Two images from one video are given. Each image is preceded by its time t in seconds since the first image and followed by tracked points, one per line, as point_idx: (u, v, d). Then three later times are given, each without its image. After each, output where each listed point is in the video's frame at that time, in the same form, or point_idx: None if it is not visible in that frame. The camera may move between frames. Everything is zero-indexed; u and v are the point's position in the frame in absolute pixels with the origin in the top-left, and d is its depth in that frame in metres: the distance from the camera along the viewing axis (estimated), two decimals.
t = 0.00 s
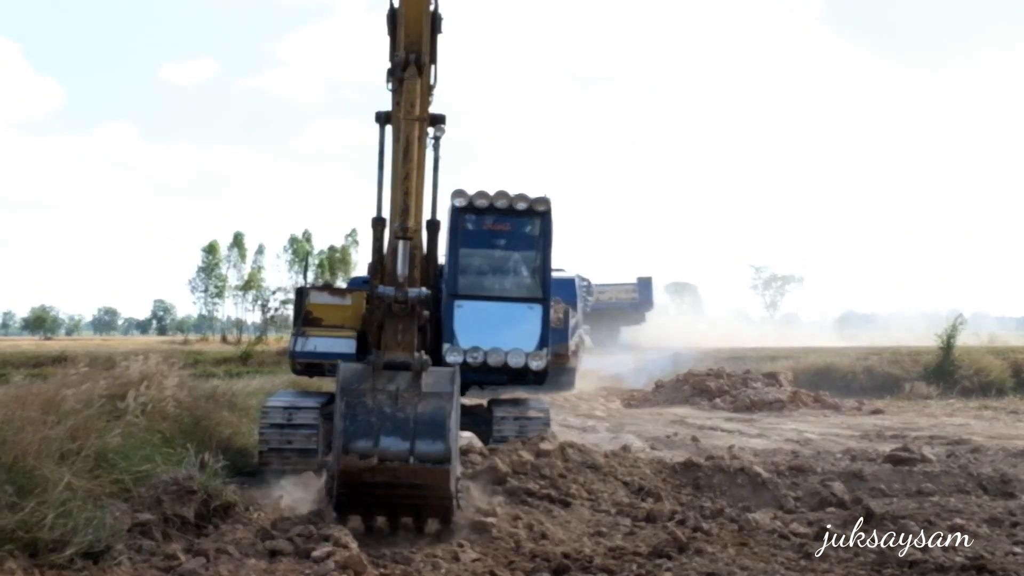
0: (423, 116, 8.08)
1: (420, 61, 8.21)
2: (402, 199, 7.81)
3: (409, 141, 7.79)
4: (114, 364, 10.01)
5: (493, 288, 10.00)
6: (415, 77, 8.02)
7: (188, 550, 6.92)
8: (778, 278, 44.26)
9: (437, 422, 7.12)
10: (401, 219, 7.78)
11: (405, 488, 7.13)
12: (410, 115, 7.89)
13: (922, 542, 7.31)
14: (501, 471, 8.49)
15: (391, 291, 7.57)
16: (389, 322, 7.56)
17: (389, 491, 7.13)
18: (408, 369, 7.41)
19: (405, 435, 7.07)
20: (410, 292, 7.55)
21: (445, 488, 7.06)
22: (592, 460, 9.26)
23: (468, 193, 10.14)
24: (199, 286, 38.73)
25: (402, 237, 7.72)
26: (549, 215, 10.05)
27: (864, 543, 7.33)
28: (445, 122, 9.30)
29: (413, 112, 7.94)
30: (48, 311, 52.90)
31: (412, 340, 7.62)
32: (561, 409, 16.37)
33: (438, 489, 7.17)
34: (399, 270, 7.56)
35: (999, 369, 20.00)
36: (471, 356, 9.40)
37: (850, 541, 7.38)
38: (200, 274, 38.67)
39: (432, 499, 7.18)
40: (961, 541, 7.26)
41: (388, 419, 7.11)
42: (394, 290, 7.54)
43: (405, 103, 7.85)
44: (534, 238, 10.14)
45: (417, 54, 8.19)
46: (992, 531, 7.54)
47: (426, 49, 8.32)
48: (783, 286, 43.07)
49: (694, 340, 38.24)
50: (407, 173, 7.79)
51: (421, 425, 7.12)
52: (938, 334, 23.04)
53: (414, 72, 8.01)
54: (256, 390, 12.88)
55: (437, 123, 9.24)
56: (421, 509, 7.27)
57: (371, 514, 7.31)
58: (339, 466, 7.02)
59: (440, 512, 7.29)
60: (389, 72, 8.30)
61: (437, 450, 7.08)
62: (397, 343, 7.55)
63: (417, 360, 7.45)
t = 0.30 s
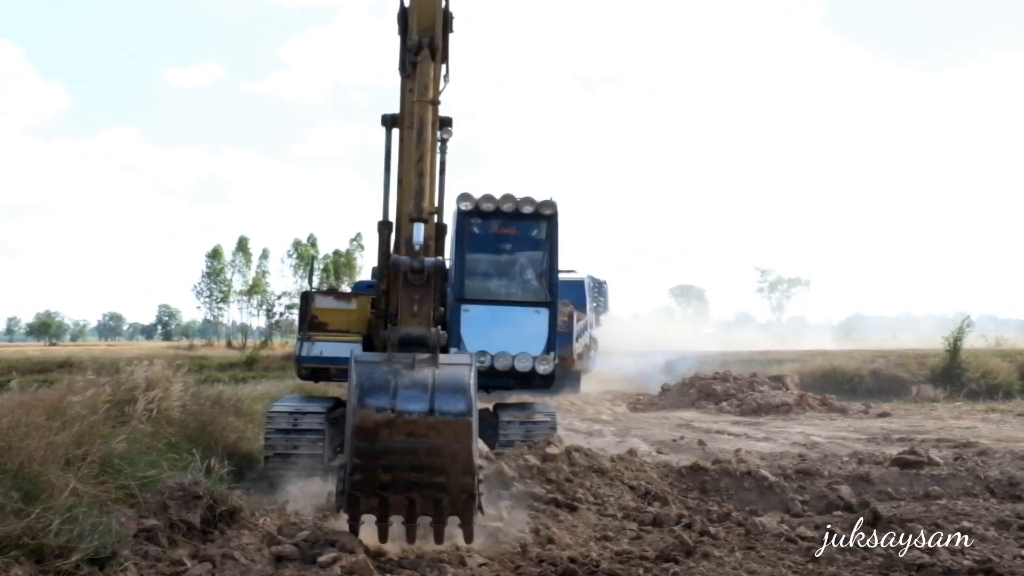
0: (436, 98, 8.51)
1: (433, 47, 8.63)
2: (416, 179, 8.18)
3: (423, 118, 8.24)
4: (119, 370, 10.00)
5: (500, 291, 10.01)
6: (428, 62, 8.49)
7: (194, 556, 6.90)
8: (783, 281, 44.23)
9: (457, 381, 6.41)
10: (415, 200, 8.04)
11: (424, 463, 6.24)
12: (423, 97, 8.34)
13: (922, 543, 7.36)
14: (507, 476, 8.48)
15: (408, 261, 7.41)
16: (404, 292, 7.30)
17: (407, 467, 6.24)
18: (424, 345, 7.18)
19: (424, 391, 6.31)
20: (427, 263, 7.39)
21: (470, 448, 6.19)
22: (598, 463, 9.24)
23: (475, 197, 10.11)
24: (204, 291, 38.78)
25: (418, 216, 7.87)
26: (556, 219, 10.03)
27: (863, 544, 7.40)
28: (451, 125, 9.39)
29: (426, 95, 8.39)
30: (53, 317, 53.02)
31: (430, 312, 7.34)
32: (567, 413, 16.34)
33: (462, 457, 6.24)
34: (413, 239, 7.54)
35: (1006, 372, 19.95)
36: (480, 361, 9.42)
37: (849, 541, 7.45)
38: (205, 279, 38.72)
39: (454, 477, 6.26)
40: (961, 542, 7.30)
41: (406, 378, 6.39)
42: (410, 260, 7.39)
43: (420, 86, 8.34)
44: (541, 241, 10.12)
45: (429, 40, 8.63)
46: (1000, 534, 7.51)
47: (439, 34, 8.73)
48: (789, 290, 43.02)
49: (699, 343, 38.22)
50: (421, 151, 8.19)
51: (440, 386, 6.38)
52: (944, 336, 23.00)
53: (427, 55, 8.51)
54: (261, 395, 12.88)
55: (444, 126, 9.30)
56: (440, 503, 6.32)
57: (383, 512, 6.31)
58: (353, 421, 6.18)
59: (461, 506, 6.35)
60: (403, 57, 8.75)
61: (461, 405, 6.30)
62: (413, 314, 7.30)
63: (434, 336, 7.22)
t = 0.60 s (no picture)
0: (434, 81, 8.92)
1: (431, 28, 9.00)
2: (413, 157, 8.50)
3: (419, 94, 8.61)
4: (115, 373, 9.91)
5: (500, 292, 9.94)
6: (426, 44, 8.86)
7: (190, 560, 6.80)
8: (786, 283, 44.08)
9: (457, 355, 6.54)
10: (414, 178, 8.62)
11: (424, 432, 6.18)
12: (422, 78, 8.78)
13: (923, 543, 7.32)
14: (507, 479, 8.40)
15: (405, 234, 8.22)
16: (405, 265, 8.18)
17: (405, 437, 6.15)
18: (421, 318, 8.02)
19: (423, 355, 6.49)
20: (424, 236, 8.23)
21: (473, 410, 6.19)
22: (599, 466, 9.13)
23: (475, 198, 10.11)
24: (203, 293, 38.70)
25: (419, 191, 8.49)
26: (557, 219, 9.94)
27: (864, 544, 7.36)
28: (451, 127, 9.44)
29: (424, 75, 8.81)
30: (52, 319, 52.93)
31: (426, 286, 8.20)
32: (568, 415, 16.24)
33: (463, 423, 6.21)
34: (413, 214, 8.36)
35: (1011, 374, 19.82)
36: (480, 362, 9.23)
37: (849, 542, 7.42)
38: (204, 281, 38.63)
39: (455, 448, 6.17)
40: (962, 544, 7.24)
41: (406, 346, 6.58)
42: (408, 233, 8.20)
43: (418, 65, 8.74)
44: (541, 242, 10.02)
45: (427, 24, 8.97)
46: (1005, 538, 7.41)
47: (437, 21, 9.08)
48: (791, 292, 42.90)
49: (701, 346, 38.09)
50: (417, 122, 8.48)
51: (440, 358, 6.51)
52: (949, 338, 22.88)
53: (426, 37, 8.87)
54: (260, 397, 12.77)
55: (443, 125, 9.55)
56: (440, 480, 6.12)
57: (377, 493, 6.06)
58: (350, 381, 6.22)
59: (461, 486, 6.15)
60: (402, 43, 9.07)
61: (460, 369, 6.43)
62: (413, 288, 8.18)
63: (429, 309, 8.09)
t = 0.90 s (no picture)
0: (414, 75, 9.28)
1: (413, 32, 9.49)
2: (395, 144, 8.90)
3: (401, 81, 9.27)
4: (108, 374, 9.90)
5: (492, 293, 9.96)
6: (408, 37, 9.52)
7: (185, 561, 6.81)
8: (781, 284, 44.13)
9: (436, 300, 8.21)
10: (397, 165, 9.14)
11: (404, 370, 8.08)
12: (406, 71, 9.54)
13: (922, 543, 7.32)
14: (501, 479, 8.41)
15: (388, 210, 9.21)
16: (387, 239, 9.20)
17: (389, 375, 8.09)
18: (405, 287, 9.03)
19: (409, 297, 8.17)
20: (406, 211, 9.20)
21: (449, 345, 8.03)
22: (593, 467, 9.14)
23: (467, 198, 10.13)
24: (197, 295, 38.62)
25: (399, 174, 9.24)
26: (548, 219, 9.95)
27: (861, 544, 7.36)
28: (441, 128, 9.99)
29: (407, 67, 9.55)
30: (45, 320, 52.74)
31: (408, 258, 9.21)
32: (562, 415, 16.24)
33: (443, 358, 8.11)
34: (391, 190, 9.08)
35: (1005, 374, 19.87)
36: (471, 361, 9.30)
37: (849, 542, 7.42)
38: (198, 282, 38.56)
39: (436, 386, 8.13)
40: (960, 544, 7.25)
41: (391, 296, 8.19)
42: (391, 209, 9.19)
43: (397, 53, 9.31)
44: (534, 242, 10.03)
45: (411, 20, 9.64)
46: (998, 537, 7.44)
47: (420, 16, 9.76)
48: (785, 292, 42.93)
49: (696, 347, 38.10)
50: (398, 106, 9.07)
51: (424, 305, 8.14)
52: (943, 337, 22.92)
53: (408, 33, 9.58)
54: (253, 398, 12.77)
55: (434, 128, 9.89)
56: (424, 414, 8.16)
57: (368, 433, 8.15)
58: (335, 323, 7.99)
59: (441, 424, 8.24)
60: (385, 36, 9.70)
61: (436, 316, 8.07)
62: (395, 261, 9.17)
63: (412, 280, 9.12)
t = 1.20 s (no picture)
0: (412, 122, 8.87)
1: (411, 71, 9.05)
2: (393, 192, 8.40)
3: (400, 136, 8.54)
4: (117, 375, 9.99)
5: (496, 294, 10.06)
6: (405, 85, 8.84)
7: (194, 560, 6.90)
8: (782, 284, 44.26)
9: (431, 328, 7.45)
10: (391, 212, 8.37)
11: (398, 394, 7.00)
12: (401, 116, 8.65)
13: (922, 543, 7.37)
14: (507, 478, 8.49)
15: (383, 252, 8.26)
16: (381, 282, 8.22)
17: (380, 399, 6.98)
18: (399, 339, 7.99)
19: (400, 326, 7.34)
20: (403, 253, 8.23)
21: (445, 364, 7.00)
22: (597, 465, 9.22)
23: (471, 200, 10.10)
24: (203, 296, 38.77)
25: (394, 227, 8.31)
26: (552, 221, 9.99)
27: (863, 543, 7.42)
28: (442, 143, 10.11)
29: (403, 115, 8.72)
30: (52, 322, 52.88)
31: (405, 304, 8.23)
32: (566, 415, 16.35)
33: (437, 381, 7.07)
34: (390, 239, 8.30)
35: (1005, 372, 19.97)
36: (474, 362, 9.56)
37: (849, 541, 7.48)
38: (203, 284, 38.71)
39: (432, 409, 6.96)
40: (961, 542, 7.33)
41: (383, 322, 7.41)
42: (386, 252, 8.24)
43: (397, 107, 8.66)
44: (537, 244, 10.10)
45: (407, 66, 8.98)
46: (999, 534, 7.52)
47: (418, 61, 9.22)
48: (787, 293, 43.02)
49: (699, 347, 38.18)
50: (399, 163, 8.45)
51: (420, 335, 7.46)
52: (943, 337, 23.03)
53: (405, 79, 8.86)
54: (261, 399, 12.88)
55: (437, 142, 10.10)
56: (415, 443, 6.86)
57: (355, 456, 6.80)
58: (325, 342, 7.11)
59: (436, 451, 6.88)
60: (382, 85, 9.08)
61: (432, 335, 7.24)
62: (390, 306, 8.20)
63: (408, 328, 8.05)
